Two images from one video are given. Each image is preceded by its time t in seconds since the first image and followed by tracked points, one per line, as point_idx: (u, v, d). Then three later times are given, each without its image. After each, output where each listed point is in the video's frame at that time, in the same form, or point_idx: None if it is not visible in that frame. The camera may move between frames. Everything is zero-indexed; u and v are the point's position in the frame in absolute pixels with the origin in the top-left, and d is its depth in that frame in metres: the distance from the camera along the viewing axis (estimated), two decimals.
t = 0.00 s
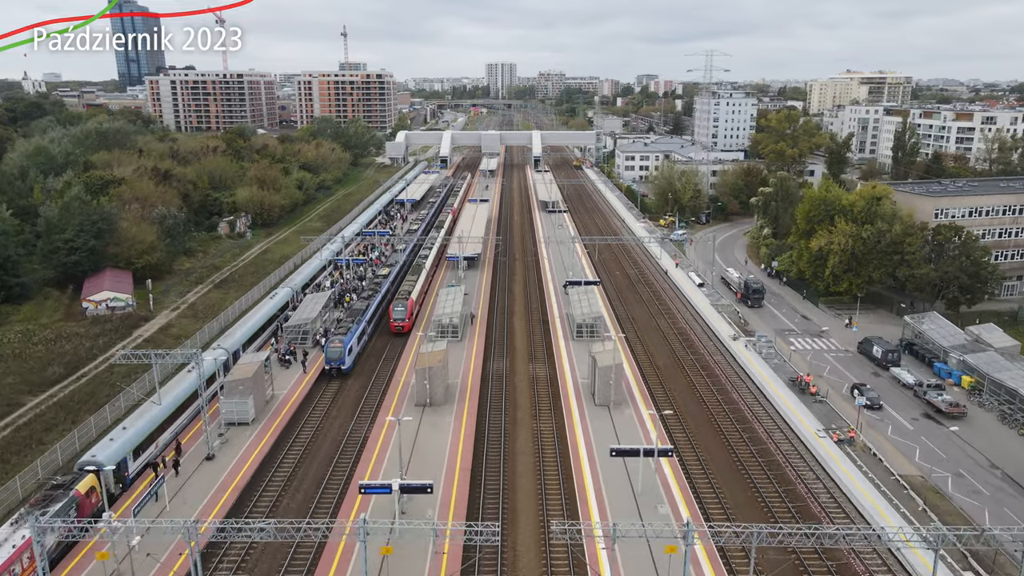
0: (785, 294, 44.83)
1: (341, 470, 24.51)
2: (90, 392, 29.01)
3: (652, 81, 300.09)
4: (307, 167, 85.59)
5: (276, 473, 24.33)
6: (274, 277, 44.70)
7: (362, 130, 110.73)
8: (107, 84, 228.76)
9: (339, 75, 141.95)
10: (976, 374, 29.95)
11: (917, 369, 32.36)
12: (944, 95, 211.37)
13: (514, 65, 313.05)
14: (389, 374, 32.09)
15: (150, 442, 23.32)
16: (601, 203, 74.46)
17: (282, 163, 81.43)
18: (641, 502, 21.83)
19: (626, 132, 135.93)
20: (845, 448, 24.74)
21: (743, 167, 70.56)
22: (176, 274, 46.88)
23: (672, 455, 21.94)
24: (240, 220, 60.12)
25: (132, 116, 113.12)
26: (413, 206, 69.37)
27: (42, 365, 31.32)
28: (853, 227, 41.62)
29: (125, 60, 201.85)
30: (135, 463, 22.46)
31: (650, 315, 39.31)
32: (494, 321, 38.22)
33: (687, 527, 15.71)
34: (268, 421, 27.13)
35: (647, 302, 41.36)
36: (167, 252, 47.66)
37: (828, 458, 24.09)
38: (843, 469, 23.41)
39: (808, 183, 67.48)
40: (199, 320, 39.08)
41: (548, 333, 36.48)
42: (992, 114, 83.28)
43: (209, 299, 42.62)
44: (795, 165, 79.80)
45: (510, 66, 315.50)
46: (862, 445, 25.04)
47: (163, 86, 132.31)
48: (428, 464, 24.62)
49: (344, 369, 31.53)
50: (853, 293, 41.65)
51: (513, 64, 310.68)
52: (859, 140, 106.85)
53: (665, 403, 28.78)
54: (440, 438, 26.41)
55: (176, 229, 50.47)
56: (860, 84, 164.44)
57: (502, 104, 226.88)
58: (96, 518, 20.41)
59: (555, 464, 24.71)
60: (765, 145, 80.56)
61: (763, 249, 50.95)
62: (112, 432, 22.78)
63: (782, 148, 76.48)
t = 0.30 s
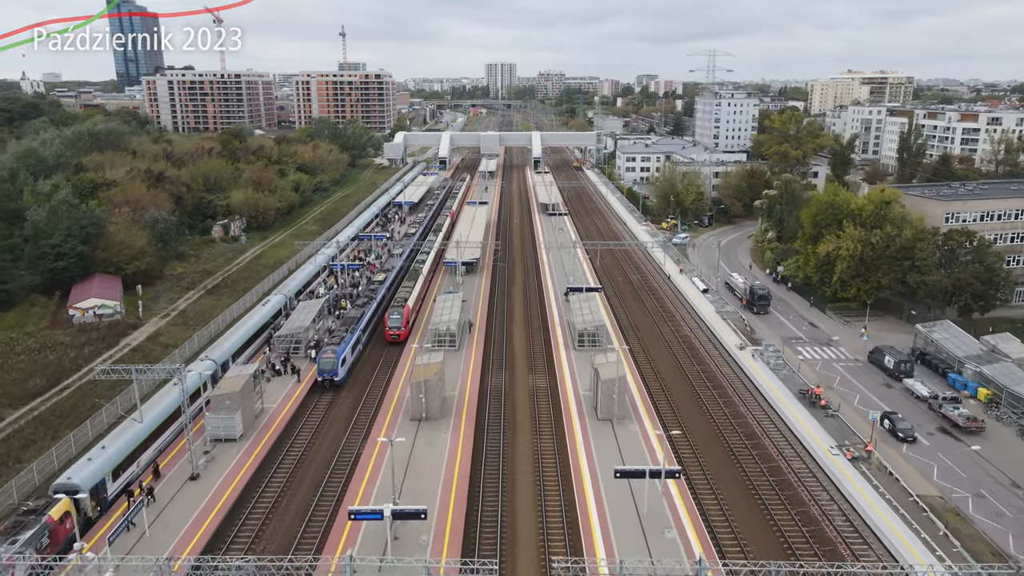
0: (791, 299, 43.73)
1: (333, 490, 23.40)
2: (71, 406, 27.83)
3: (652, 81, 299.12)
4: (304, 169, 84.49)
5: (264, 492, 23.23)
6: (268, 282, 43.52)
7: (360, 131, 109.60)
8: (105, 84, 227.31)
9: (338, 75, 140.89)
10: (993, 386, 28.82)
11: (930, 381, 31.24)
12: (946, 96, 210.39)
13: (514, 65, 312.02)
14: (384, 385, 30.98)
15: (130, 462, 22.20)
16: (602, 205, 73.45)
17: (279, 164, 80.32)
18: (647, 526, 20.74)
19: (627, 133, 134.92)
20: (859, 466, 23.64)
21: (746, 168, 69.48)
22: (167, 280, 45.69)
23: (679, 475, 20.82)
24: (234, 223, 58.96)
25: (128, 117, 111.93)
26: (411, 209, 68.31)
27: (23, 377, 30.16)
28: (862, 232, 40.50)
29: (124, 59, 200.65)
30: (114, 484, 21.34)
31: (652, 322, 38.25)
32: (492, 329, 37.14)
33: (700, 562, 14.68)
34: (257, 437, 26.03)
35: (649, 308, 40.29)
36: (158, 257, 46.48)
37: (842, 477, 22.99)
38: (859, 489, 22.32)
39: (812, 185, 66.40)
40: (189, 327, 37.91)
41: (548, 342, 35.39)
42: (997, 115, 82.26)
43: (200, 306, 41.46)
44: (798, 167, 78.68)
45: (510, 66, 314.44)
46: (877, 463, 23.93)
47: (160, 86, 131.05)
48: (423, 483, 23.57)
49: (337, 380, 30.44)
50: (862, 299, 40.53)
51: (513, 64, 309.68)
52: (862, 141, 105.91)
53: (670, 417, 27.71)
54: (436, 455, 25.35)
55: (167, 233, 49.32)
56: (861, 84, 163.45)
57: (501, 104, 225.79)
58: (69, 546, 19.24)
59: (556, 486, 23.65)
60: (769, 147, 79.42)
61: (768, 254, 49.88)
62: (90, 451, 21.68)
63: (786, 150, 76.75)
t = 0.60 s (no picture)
0: (796, 306, 42.66)
1: (322, 511, 22.32)
2: (51, 421, 26.68)
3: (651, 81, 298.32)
4: (300, 171, 83.36)
5: (250, 514, 22.15)
6: (261, 288, 42.45)
7: (357, 132, 108.50)
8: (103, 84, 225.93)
9: (335, 76, 139.78)
10: (1010, 399, 27.76)
11: (944, 392, 30.18)
12: (947, 95, 209.54)
13: (514, 66, 310.98)
14: (378, 398, 29.88)
15: (109, 483, 21.16)
16: (601, 208, 72.46)
17: (274, 166, 79.22)
18: (652, 552, 19.69)
19: (627, 133, 133.88)
20: (874, 486, 22.60)
21: (748, 170, 68.50)
22: (157, 286, 44.56)
23: (686, 499, 19.74)
24: (227, 226, 57.85)
25: (124, 117, 110.76)
26: (408, 212, 67.23)
27: (2, 389, 29.01)
28: (869, 237, 39.50)
29: (121, 59, 199.28)
30: (91, 507, 20.31)
31: (655, 330, 37.15)
32: (490, 338, 36.02)
33: None
34: (244, 454, 24.98)
35: (652, 315, 39.20)
36: (148, 262, 45.36)
37: (856, 499, 21.94)
38: (874, 512, 21.27)
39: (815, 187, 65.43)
40: (178, 336, 36.78)
41: (547, 352, 34.26)
42: (1002, 116, 81.22)
43: (190, 313, 40.32)
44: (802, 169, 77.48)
45: (509, 67, 313.34)
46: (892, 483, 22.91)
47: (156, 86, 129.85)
48: (418, 503, 22.49)
49: (329, 393, 29.35)
50: (870, 306, 39.48)
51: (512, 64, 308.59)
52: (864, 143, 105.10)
53: (675, 433, 26.65)
54: (431, 473, 24.27)
55: (158, 238, 48.17)
56: (862, 84, 162.38)
57: (500, 105, 224.61)
58: None
59: (556, 507, 22.58)
60: (771, 148, 78.26)
61: (773, 258, 48.86)
62: (66, 472, 20.69)
63: (789, 152, 74.65)
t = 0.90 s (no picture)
0: (802, 312, 41.65)
1: (309, 533, 21.22)
2: (28, 437, 25.57)
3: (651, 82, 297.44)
4: (296, 172, 82.31)
5: (234, 537, 21.05)
6: (253, 294, 41.34)
7: (354, 133, 107.43)
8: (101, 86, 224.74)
9: (333, 76, 138.76)
10: None
11: (957, 405, 29.15)
12: (948, 95, 208.53)
13: (513, 66, 310.04)
14: (371, 411, 28.80)
15: (83, 507, 20.07)
16: (601, 210, 71.55)
17: (270, 168, 78.18)
18: None
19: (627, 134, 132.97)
20: (889, 507, 21.53)
21: (750, 172, 67.59)
22: (146, 291, 43.46)
23: (693, 523, 18.64)
24: (220, 230, 56.80)
25: (119, 118, 109.69)
26: (405, 214, 66.19)
27: None
28: (878, 241, 38.39)
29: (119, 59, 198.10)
30: (64, 533, 19.23)
31: (657, 338, 36.09)
32: (487, 348, 35.00)
33: None
34: (230, 471, 23.90)
35: (654, 322, 38.13)
36: (138, 267, 44.28)
37: (872, 521, 20.87)
38: (891, 535, 20.20)
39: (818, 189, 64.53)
40: (166, 344, 35.70)
41: (547, 362, 33.22)
42: (1007, 117, 79.95)
43: (180, 320, 39.24)
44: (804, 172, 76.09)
45: (508, 67, 312.32)
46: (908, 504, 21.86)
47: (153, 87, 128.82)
48: (410, 524, 21.39)
49: (320, 407, 28.26)
50: (878, 313, 38.48)
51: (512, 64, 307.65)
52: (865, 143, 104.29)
53: (680, 449, 25.58)
54: (425, 491, 23.16)
55: (148, 242, 47.10)
56: (863, 84, 161.19)
57: (500, 105, 223.61)
58: None
59: (556, 528, 21.49)
60: (773, 149, 77.09)
61: (777, 262, 47.84)
62: (38, 495, 19.61)
63: (791, 153, 73.01)
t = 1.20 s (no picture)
0: (807, 318, 40.70)
1: (297, 556, 20.22)
2: (6, 453, 24.59)
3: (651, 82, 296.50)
4: (293, 174, 81.33)
5: (218, 560, 20.05)
6: (246, 299, 40.37)
7: (352, 134, 106.50)
8: (100, 86, 223.80)
9: (332, 77, 137.78)
10: None
11: (970, 417, 28.19)
12: (949, 96, 207.68)
13: (513, 66, 308.96)
14: (364, 423, 27.81)
15: (58, 531, 19.08)
16: (602, 212, 70.70)
17: (266, 169, 77.19)
18: None
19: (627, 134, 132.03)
20: (906, 530, 20.52)
21: (753, 173, 66.61)
22: (136, 297, 42.47)
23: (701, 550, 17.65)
24: (214, 233, 55.84)
25: (115, 119, 108.72)
26: (403, 217, 65.29)
27: None
28: (886, 246, 37.39)
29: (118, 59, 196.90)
30: (37, 559, 18.24)
31: (660, 347, 35.08)
32: (485, 357, 34.02)
33: None
34: (215, 489, 22.91)
35: (656, 329, 37.13)
36: (128, 271, 43.31)
37: (888, 545, 19.86)
38: (908, 560, 19.19)
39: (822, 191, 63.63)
40: (155, 352, 34.73)
41: (546, 371, 32.26)
42: (1011, 117, 79.00)
43: (169, 327, 38.25)
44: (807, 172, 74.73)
45: (508, 67, 311.18)
46: (924, 527, 20.87)
47: (150, 87, 127.88)
48: (403, 546, 20.38)
49: (311, 420, 27.27)
50: (886, 319, 37.57)
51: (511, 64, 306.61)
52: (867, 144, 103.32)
53: (685, 466, 24.58)
54: (418, 510, 22.17)
55: (139, 246, 46.12)
56: (864, 84, 160.04)
57: (500, 105, 222.43)
58: None
59: (555, 551, 20.48)
60: (776, 150, 75.97)
61: (781, 267, 46.90)
62: (11, 519, 18.65)
63: (794, 153, 71.77)
